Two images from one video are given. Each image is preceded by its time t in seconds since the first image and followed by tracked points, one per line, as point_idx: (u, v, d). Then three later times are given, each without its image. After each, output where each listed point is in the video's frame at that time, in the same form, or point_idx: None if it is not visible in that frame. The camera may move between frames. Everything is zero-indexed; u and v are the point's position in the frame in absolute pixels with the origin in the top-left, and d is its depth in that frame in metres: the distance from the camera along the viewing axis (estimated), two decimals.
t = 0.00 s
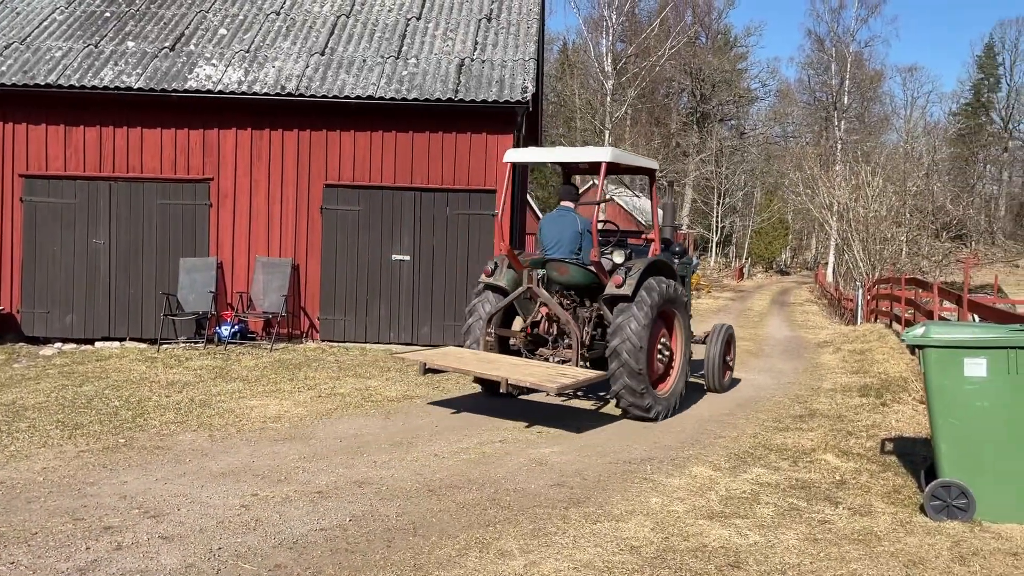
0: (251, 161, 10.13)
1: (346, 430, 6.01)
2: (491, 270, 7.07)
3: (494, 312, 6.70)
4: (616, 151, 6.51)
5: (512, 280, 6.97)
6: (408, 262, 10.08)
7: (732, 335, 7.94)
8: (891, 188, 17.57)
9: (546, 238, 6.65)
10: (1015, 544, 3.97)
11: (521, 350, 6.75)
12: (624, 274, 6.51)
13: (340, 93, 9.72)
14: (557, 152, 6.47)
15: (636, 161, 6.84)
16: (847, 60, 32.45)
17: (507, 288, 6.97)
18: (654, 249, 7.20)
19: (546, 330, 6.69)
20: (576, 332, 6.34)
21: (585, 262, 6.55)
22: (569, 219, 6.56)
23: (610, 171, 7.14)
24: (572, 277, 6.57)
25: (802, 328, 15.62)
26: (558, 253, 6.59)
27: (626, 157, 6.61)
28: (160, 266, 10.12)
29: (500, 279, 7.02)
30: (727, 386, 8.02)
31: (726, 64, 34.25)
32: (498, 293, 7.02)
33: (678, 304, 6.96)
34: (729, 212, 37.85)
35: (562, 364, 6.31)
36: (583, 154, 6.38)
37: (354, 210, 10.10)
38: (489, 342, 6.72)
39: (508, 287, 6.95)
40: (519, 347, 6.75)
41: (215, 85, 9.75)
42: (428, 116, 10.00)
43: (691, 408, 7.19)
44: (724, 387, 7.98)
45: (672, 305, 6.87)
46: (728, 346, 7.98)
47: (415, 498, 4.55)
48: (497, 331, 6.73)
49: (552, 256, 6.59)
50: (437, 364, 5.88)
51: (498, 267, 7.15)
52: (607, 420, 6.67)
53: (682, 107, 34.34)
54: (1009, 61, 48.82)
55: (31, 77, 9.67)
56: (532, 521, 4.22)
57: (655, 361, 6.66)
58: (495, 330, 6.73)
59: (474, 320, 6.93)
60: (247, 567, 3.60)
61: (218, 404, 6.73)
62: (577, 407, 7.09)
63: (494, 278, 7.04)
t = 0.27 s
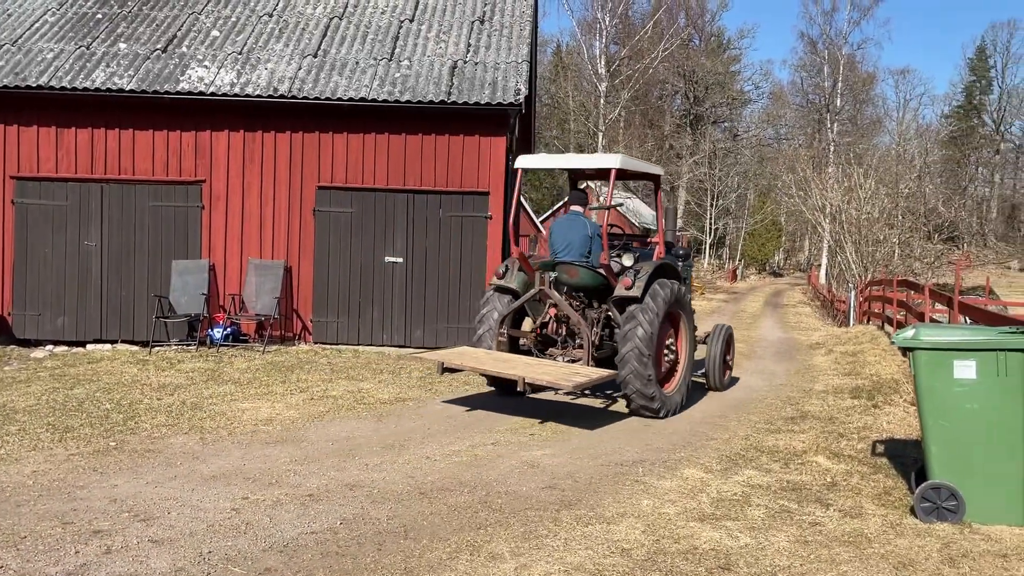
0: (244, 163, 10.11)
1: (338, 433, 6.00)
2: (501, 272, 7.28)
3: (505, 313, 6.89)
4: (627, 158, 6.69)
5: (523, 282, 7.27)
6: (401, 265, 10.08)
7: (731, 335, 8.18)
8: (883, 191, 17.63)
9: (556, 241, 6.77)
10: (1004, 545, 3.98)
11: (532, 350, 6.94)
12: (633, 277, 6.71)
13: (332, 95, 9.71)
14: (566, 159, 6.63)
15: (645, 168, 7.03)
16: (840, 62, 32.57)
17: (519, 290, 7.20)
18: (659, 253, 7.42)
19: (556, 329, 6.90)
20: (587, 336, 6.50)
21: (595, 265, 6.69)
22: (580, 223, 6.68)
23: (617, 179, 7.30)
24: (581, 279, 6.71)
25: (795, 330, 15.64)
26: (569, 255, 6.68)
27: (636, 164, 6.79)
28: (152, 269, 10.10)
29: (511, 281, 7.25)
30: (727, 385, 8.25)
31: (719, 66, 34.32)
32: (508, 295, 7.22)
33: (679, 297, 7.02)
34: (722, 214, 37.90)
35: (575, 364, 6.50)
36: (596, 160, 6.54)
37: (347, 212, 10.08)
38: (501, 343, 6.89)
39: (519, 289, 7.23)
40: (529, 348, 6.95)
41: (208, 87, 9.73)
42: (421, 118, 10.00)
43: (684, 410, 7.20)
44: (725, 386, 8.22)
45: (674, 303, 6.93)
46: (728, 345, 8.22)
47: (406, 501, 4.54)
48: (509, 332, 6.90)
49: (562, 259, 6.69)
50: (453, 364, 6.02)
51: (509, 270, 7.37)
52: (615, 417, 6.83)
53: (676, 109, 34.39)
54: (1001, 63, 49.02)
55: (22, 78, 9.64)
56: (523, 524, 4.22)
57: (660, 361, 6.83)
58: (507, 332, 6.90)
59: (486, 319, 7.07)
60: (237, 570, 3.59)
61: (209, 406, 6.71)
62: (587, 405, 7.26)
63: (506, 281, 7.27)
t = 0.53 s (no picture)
0: (239, 165, 10.10)
1: (332, 436, 5.98)
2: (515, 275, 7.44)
3: (520, 314, 7.02)
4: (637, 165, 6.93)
5: (536, 285, 7.42)
6: (396, 267, 10.07)
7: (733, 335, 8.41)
8: (878, 192, 17.65)
9: (568, 245, 7.01)
10: (998, 548, 3.98)
11: (544, 350, 7.08)
12: (644, 280, 6.90)
13: (328, 98, 9.70)
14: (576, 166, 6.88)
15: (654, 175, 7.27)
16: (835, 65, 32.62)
17: (531, 291, 7.33)
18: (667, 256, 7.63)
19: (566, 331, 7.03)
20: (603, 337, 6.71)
21: (606, 269, 6.94)
22: (591, 227, 6.92)
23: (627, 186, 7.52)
24: (593, 282, 6.97)
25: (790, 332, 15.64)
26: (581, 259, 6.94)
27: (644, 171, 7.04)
28: (147, 271, 10.07)
29: (524, 283, 7.40)
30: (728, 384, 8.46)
31: (715, 68, 34.36)
32: (521, 297, 7.33)
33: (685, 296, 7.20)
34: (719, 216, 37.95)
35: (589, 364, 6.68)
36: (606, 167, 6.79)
37: (342, 214, 10.07)
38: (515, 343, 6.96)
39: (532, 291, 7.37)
40: (541, 347, 7.07)
41: (203, 89, 9.72)
42: (416, 120, 9.99)
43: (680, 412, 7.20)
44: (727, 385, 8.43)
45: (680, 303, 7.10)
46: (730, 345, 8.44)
47: (400, 504, 4.53)
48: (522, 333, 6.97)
49: (575, 262, 6.96)
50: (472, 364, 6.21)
51: (521, 271, 7.53)
52: (625, 417, 7.00)
53: (672, 111, 34.44)
54: (997, 65, 49.12)
55: (17, 80, 9.61)
56: (517, 527, 4.22)
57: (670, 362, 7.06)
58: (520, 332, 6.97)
59: (498, 320, 7.20)
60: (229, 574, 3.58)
61: (204, 409, 6.69)
62: (598, 404, 7.42)
63: (518, 282, 7.42)
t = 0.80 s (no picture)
0: (236, 168, 10.09)
1: (328, 438, 5.97)
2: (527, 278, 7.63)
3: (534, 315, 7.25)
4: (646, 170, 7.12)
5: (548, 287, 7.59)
6: (394, 269, 10.06)
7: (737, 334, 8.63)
8: (876, 194, 17.66)
9: (580, 248, 7.12)
10: (995, 549, 3.98)
11: (556, 351, 7.32)
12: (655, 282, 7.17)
13: (325, 100, 9.70)
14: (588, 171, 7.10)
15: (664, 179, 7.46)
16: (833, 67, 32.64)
17: (544, 293, 7.53)
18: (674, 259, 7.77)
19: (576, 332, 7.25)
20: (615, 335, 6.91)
21: (618, 271, 7.05)
22: (603, 231, 7.04)
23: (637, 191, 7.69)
24: (604, 284, 7.05)
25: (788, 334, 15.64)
26: (593, 262, 7.03)
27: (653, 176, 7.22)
28: (144, 273, 10.06)
29: (537, 285, 7.58)
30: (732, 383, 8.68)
31: (713, 70, 34.39)
32: (533, 298, 7.52)
33: (693, 296, 7.34)
34: (717, 218, 38.00)
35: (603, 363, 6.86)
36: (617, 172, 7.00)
37: (340, 216, 10.06)
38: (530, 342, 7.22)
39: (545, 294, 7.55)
40: (553, 348, 7.30)
41: (200, 91, 9.71)
42: (414, 122, 9.99)
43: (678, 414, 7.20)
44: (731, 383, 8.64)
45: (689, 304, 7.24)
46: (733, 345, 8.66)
47: (397, 506, 4.52)
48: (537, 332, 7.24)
49: (586, 264, 7.04)
50: (496, 364, 6.37)
51: (534, 274, 7.72)
52: (635, 416, 7.12)
53: (670, 113, 34.48)
54: (994, 68, 49.23)
55: (13, 82, 9.61)
56: (514, 529, 4.21)
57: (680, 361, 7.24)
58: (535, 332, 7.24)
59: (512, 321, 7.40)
60: None
61: (200, 412, 6.68)
62: (609, 402, 7.60)
63: (532, 284, 7.61)
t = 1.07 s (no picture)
0: (235, 170, 10.08)
1: (325, 441, 5.96)
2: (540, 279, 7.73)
3: (547, 315, 7.34)
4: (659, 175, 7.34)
5: (560, 289, 7.71)
6: (392, 271, 10.05)
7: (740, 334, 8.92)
8: (875, 196, 17.69)
9: (591, 250, 7.35)
10: (993, 552, 3.97)
11: (567, 350, 7.45)
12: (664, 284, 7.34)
13: (323, 101, 9.70)
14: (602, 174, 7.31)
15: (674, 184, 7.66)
16: (831, 69, 32.69)
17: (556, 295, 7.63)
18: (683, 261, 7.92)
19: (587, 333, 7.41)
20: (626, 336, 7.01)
21: (629, 273, 7.29)
22: (614, 234, 7.31)
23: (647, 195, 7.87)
24: (615, 285, 7.27)
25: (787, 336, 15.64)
26: (604, 264, 7.26)
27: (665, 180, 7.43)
28: (142, 275, 10.05)
29: (548, 287, 7.70)
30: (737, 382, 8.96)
31: (712, 73, 34.44)
32: (546, 299, 7.62)
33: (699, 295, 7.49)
34: (716, 220, 38.03)
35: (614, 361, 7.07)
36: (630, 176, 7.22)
37: (338, 218, 10.06)
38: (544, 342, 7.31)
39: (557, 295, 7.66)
40: (565, 348, 7.44)
41: (199, 93, 9.71)
42: (412, 123, 9.99)
43: (676, 416, 7.19)
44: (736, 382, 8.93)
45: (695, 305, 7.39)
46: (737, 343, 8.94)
47: (394, 509, 4.51)
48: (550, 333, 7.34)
49: (597, 266, 7.28)
50: (517, 364, 6.46)
51: (546, 276, 7.86)
52: (633, 418, 7.12)
53: (669, 115, 34.52)
54: (993, 70, 49.28)
55: (12, 84, 9.60)
56: (511, 532, 4.20)
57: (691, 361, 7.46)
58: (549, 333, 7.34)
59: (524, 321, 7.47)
60: None
61: (198, 414, 6.67)
62: (620, 400, 7.80)
63: (544, 286, 7.72)
